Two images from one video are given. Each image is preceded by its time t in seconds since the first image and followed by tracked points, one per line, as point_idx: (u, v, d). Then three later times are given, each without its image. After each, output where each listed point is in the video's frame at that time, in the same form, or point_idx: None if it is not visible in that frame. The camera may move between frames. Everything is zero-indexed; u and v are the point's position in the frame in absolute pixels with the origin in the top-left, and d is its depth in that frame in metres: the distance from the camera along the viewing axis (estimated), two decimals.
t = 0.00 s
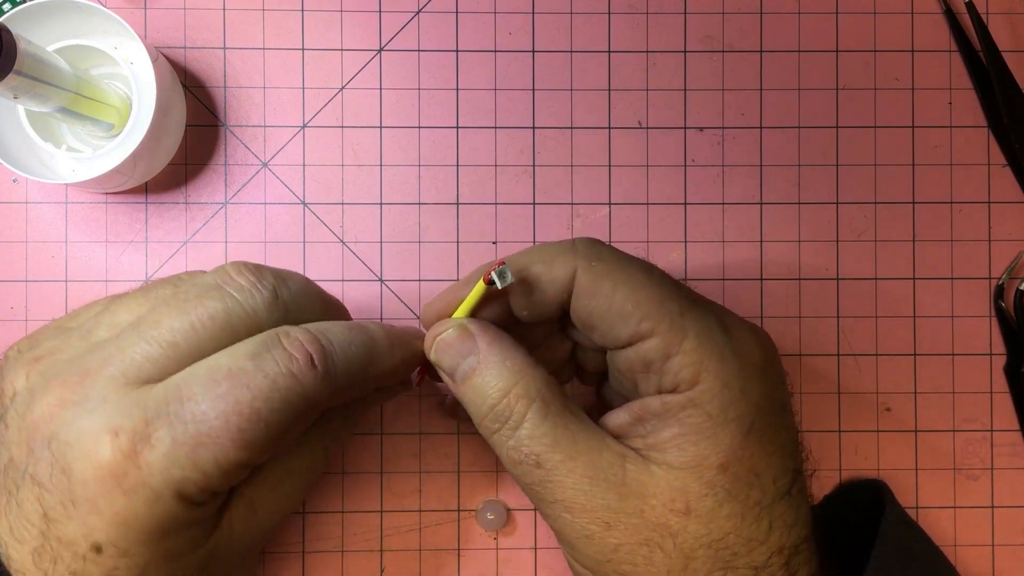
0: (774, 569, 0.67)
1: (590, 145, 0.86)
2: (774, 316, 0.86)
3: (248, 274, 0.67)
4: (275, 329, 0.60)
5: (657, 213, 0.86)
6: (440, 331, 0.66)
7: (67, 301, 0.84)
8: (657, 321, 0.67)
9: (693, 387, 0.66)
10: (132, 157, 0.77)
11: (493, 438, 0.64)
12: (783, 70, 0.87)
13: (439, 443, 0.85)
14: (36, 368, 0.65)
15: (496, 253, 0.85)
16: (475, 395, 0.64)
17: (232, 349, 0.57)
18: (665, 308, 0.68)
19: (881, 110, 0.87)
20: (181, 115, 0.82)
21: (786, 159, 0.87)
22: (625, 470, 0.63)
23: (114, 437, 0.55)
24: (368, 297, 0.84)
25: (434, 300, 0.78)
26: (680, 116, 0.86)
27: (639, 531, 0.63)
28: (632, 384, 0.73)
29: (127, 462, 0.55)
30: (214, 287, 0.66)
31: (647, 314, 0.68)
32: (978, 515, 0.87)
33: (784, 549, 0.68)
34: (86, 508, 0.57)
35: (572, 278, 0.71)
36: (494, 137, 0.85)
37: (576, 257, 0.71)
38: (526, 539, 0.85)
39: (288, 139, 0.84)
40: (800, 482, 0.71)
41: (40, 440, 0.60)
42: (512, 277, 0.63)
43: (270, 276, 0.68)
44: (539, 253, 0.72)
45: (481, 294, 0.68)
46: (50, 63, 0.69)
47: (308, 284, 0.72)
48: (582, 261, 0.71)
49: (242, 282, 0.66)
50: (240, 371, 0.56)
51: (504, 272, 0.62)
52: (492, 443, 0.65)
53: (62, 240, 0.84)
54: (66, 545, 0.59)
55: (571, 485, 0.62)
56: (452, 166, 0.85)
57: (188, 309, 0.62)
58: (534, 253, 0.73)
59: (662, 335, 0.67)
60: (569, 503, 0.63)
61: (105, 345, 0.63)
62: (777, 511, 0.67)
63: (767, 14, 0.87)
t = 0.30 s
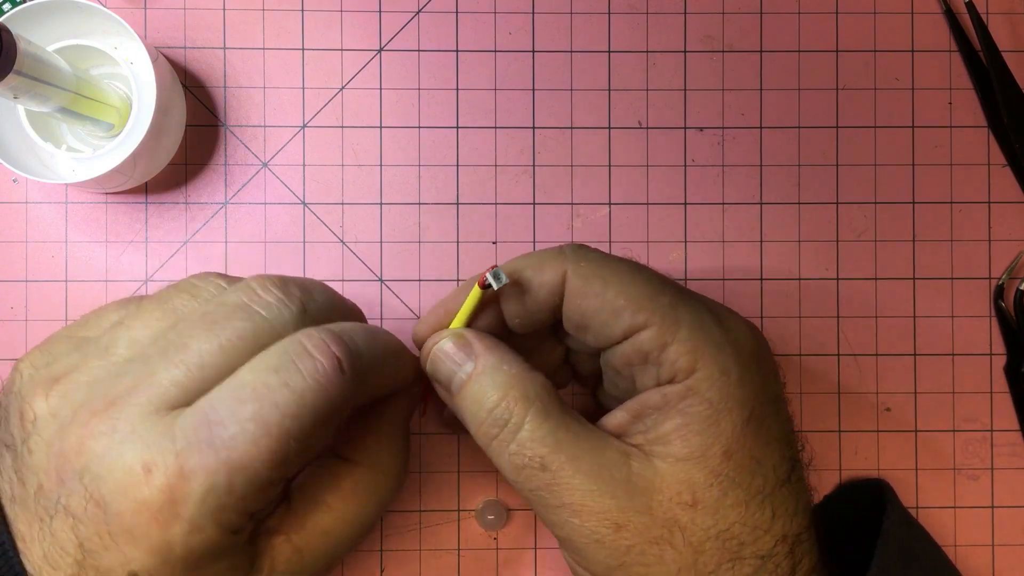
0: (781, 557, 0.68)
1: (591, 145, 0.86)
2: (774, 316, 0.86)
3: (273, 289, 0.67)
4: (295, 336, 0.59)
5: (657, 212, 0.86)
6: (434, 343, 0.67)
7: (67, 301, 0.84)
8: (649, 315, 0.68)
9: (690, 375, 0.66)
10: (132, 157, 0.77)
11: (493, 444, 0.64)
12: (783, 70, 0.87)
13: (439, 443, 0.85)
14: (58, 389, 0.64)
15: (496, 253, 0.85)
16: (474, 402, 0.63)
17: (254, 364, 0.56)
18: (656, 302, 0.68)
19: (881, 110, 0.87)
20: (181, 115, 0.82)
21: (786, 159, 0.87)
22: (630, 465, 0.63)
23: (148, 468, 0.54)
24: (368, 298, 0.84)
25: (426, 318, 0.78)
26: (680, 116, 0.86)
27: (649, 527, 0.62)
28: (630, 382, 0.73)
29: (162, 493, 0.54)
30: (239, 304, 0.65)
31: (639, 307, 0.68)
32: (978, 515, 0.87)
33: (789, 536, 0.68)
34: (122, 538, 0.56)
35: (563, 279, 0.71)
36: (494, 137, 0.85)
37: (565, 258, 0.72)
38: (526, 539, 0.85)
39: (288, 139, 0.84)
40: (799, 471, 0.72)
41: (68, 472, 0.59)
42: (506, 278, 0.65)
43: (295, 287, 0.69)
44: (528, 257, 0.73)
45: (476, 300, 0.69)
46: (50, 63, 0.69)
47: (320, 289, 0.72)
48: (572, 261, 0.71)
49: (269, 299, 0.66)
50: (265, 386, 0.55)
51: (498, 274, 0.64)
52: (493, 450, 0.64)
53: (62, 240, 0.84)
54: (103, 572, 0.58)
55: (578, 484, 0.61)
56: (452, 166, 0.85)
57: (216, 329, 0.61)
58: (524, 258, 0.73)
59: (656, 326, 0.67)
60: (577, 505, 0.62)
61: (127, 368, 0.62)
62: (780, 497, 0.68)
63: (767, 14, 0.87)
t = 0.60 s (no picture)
0: (797, 550, 0.67)
1: (590, 145, 0.86)
2: (774, 316, 0.86)
3: (293, 294, 0.65)
4: (311, 340, 0.58)
5: (656, 212, 0.86)
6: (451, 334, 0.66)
7: (67, 301, 0.84)
8: (664, 309, 0.68)
9: (706, 368, 0.66)
10: (132, 157, 0.77)
11: (515, 432, 0.63)
12: (783, 70, 0.87)
13: (439, 443, 0.85)
14: (72, 386, 0.63)
15: (496, 253, 0.85)
16: (496, 392, 0.62)
17: (269, 371, 0.55)
18: (671, 297, 0.69)
19: (881, 110, 0.87)
20: (181, 115, 0.82)
21: (786, 159, 0.87)
22: (649, 454, 0.62)
23: (163, 469, 0.53)
24: (368, 298, 0.84)
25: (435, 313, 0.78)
26: (680, 116, 0.86)
27: (669, 517, 0.62)
28: (638, 376, 0.73)
29: (177, 496, 0.52)
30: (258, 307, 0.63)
31: (653, 301, 0.69)
32: (978, 515, 0.87)
33: (804, 530, 0.68)
34: (133, 539, 0.54)
35: (578, 272, 0.71)
36: (494, 137, 0.85)
37: (579, 251, 0.72)
38: (526, 539, 0.85)
39: (288, 139, 0.84)
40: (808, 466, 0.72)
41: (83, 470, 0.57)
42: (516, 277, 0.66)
43: (313, 293, 0.67)
44: (542, 250, 0.73)
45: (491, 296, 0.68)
46: (50, 63, 0.69)
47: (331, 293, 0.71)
48: (587, 255, 0.71)
49: (287, 302, 0.64)
50: (283, 394, 0.54)
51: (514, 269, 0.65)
52: (513, 438, 0.63)
53: (62, 240, 0.84)
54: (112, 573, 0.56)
55: (599, 472, 0.61)
56: (452, 166, 0.85)
57: (233, 332, 0.59)
58: (539, 251, 0.73)
59: (670, 320, 0.68)
60: (599, 492, 0.61)
61: (145, 367, 0.60)
62: (795, 490, 0.68)
63: (767, 14, 0.87)
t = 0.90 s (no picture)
0: (804, 540, 0.68)
1: (590, 145, 0.86)
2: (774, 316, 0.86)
3: (257, 258, 0.66)
4: (264, 298, 0.56)
5: (657, 213, 0.86)
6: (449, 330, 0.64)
7: (67, 301, 0.84)
8: (680, 300, 0.68)
9: (720, 360, 0.66)
10: (132, 157, 0.77)
11: (514, 433, 0.63)
12: (783, 70, 0.87)
13: (439, 443, 0.85)
14: (60, 371, 0.66)
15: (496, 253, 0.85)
16: (491, 393, 0.62)
17: (222, 329, 0.55)
18: (688, 289, 0.68)
19: (881, 110, 0.87)
20: (181, 115, 0.82)
21: (786, 159, 0.87)
22: (653, 448, 0.63)
23: (130, 442, 0.55)
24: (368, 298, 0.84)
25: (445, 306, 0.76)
26: (680, 116, 0.86)
27: (672, 509, 0.62)
28: (654, 369, 0.73)
29: (144, 465, 0.54)
30: (222, 274, 0.65)
31: (670, 294, 0.68)
32: (978, 514, 0.87)
33: (811, 520, 0.69)
34: (113, 514, 0.57)
35: (593, 265, 0.70)
36: (494, 137, 0.85)
37: (595, 243, 0.71)
38: (526, 539, 0.85)
39: (288, 139, 0.84)
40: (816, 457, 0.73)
41: (64, 449, 0.60)
42: (513, 261, 0.63)
43: (280, 258, 0.69)
44: (558, 244, 0.72)
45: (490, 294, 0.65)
46: (50, 63, 0.69)
47: (315, 270, 0.72)
48: (603, 247, 0.70)
49: (249, 267, 0.65)
50: (230, 351, 0.53)
51: (504, 259, 0.62)
52: (512, 438, 0.63)
53: (62, 240, 0.84)
54: (95, 550, 0.59)
55: (600, 470, 0.61)
56: (452, 166, 0.85)
57: (193, 299, 0.61)
58: (552, 246, 0.72)
59: (689, 312, 0.67)
60: (601, 488, 0.62)
61: (120, 348, 0.64)
62: (803, 482, 0.68)
63: (767, 14, 0.87)
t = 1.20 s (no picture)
0: (801, 542, 0.68)
1: (590, 145, 0.86)
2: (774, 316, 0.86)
3: (255, 266, 0.66)
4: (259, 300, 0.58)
5: (657, 213, 0.86)
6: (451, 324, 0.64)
7: (67, 301, 0.84)
8: (683, 301, 0.67)
9: (722, 362, 0.66)
10: (132, 157, 0.77)
11: (514, 425, 0.63)
12: (783, 70, 0.87)
13: (439, 442, 0.85)
14: (51, 370, 0.66)
15: (496, 253, 0.85)
16: (491, 386, 0.62)
17: (220, 326, 0.56)
18: (692, 290, 0.68)
19: (881, 110, 0.87)
20: (181, 115, 0.82)
21: (786, 159, 0.87)
22: (653, 445, 0.63)
23: (123, 435, 0.55)
24: (368, 298, 0.84)
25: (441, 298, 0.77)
26: (680, 116, 0.86)
27: (669, 506, 0.62)
28: (655, 369, 0.73)
29: (137, 458, 0.55)
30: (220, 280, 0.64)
31: (674, 296, 0.68)
32: (978, 515, 0.87)
33: (809, 523, 0.69)
34: (101, 506, 0.57)
35: (594, 266, 0.70)
36: (494, 137, 0.85)
37: (597, 244, 0.71)
38: (526, 539, 0.85)
39: (288, 139, 0.84)
40: (817, 459, 0.72)
41: (53, 445, 0.60)
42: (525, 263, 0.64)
43: (276, 264, 0.69)
44: (560, 243, 0.72)
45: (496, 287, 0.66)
46: (50, 63, 0.69)
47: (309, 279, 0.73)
48: (605, 249, 0.70)
49: (248, 274, 0.65)
50: (228, 347, 0.54)
51: (514, 262, 0.63)
52: (513, 430, 0.63)
53: (62, 240, 0.84)
54: (84, 546, 0.58)
55: (599, 463, 0.61)
56: (452, 166, 0.85)
57: (193, 302, 0.61)
58: (553, 245, 0.72)
59: (691, 314, 0.67)
60: (599, 481, 0.62)
61: (114, 347, 0.64)
62: (801, 485, 0.68)
63: (767, 14, 0.87)
